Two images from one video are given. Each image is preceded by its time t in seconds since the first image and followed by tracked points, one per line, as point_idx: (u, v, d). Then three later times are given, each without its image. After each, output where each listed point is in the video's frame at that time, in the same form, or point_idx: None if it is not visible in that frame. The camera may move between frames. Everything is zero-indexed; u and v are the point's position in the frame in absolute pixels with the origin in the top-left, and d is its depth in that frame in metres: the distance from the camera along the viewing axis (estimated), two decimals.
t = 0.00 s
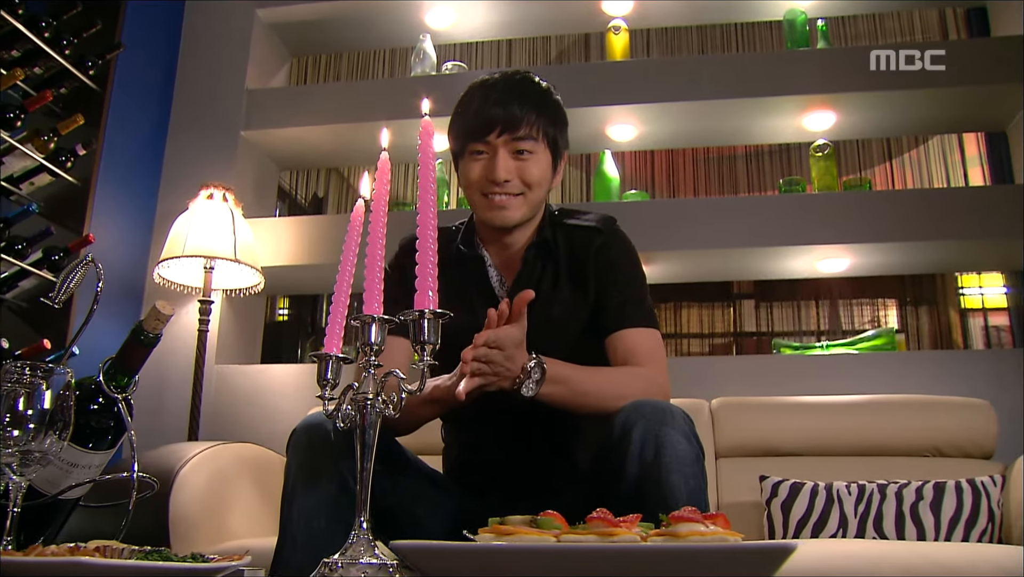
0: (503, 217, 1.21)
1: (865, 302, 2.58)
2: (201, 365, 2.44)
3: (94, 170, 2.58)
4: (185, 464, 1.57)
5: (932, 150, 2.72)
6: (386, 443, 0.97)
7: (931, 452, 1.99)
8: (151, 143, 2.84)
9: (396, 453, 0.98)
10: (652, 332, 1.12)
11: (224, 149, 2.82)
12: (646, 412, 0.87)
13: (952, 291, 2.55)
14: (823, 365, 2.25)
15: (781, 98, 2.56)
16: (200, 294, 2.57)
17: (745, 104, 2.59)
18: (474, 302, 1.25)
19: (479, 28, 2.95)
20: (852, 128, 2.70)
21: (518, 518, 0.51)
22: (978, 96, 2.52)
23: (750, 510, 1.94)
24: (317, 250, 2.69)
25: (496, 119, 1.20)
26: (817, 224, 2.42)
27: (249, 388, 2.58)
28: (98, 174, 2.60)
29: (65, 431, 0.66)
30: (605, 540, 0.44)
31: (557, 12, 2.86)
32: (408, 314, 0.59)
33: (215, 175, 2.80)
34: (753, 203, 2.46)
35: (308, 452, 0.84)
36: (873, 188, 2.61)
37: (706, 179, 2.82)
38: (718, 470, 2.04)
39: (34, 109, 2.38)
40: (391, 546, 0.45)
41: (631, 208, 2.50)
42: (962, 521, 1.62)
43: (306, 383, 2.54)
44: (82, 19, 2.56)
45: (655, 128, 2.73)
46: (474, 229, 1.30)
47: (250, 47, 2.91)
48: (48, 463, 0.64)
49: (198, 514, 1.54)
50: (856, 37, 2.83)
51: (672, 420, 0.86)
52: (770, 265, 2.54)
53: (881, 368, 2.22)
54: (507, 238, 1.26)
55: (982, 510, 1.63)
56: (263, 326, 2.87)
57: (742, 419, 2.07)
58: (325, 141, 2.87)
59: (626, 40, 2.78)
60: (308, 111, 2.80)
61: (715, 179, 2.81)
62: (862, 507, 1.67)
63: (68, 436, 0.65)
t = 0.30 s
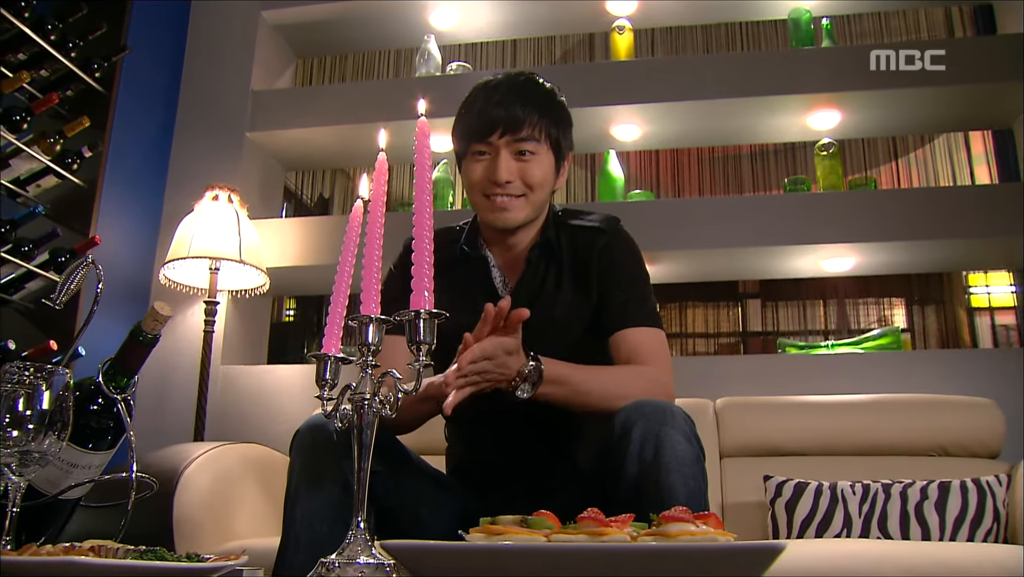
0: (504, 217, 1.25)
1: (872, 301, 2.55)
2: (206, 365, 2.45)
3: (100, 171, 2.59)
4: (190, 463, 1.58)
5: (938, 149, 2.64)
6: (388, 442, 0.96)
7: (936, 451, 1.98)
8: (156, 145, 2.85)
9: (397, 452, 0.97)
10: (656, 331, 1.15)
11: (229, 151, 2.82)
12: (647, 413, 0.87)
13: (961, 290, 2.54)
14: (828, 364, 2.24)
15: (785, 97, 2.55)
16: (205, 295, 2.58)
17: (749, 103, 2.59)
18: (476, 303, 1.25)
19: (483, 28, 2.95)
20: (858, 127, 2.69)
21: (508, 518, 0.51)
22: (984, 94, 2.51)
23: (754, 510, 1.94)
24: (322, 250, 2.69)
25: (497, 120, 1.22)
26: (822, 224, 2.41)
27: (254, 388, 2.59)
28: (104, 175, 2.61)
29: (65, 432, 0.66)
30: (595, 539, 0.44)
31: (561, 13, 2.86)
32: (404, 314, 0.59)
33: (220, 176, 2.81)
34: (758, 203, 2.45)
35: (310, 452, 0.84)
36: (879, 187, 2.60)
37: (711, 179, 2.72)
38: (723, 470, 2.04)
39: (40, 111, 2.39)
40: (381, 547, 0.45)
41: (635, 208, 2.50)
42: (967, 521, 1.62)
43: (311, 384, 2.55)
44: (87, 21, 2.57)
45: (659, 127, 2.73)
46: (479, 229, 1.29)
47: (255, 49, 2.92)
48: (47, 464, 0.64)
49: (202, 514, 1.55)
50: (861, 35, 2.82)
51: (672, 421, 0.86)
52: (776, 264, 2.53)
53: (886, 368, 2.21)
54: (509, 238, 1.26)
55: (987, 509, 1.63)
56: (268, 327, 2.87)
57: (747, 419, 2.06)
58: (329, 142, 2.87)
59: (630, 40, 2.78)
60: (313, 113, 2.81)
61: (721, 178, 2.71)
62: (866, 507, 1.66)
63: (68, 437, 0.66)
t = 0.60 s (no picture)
0: (508, 221, 1.19)
1: (876, 300, 2.58)
2: (212, 366, 2.45)
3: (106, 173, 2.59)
4: (196, 461, 1.59)
5: (945, 148, 2.70)
6: (386, 440, 0.99)
7: (943, 451, 1.97)
8: (163, 146, 2.86)
9: (397, 452, 0.99)
10: (662, 330, 1.10)
11: (236, 152, 2.84)
12: (651, 413, 0.87)
13: (969, 289, 2.54)
14: (834, 363, 2.24)
15: (791, 96, 2.54)
16: (211, 295, 2.59)
17: (755, 102, 2.58)
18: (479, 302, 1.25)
19: (488, 29, 2.95)
20: (863, 126, 2.69)
21: (500, 517, 0.51)
22: (992, 92, 2.50)
23: (759, 509, 1.94)
24: (329, 250, 2.70)
25: (502, 120, 1.18)
26: (829, 222, 2.40)
27: (261, 388, 2.59)
28: (110, 176, 2.61)
29: (63, 432, 0.67)
30: (585, 539, 0.44)
31: (566, 13, 2.86)
32: (400, 314, 0.59)
33: (227, 177, 2.82)
34: (764, 202, 2.45)
35: (309, 451, 0.84)
36: (885, 185, 2.60)
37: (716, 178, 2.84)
38: (727, 469, 2.04)
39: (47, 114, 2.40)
40: (372, 546, 0.45)
41: (642, 207, 2.50)
42: (972, 521, 1.61)
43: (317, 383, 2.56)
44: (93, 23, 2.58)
45: (664, 127, 2.73)
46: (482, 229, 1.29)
47: (261, 50, 2.93)
48: (47, 464, 0.65)
49: (207, 513, 1.56)
50: (867, 34, 2.81)
51: (676, 421, 0.86)
52: (782, 263, 2.53)
53: (892, 367, 2.20)
54: (513, 240, 1.24)
55: (993, 509, 1.62)
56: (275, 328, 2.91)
57: (752, 418, 2.06)
58: (335, 143, 2.88)
59: (635, 39, 2.77)
60: (319, 113, 2.81)
61: (725, 177, 2.83)
62: (871, 506, 1.66)
63: (66, 437, 0.66)
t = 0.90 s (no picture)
0: (504, 221, 1.19)
1: (884, 299, 2.57)
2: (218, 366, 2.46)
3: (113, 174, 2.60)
4: (200, 461, 1.60)
5: (953, 146, 2.70)
6: (394, 444, 0.98)
7: (949, 450, 1.97)
8: (170, 147, 2.87)
9: (405, 454, 0.99)
10: (664, 332, 1.10)
11: (242, 153, 2.84)
12: (653, 414, 0.87)
13: (980, 287, 2.52)
14: (840, 362, 2.23)
15: (796, 94, 2.53)
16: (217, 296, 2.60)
17: (760, 101, 2.57)
18: (480, 302, 1.26)
19: (494, 29, 2.95)
20: (870, 124, 2.68)
21: (490, 516, 0.51)
22: (1001, 89, 2.48)
23: (764, 509, 1.94)
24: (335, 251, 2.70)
25: (494, 121, 1.17)
26: (836, 221, 2.39)
27: (267, 389, 2.60)
28: (117, 178, 2.62)
29: (61, 432, 0.67)
30: (574, 538, 0.44)
31: (571, 13, 2.86)
32: (396, 314, 0.59)
33: (233, 178, 2.83)
34: (769, 201, 2.44)
35: (313, 452, 0.85)
36: (891, 183, 2.59)
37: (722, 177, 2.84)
38: (732, 469, 2.04)
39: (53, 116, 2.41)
40: (360, 544, 0.45)
41: (647, 207, 2.49)
42: (979, 520, 1.60)
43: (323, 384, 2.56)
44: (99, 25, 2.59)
45: (669, 126, 2.72)
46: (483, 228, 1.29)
47: (267, 52, 2.94)
48: (45, 464, 0.65)
49: (212, 514, 1.57)
50: (873, 31, 2.80)
51: (679, 423, 0.86)
52: (788, 263, 2.52)
53: (899, 366, 2.19)
54: (513, 240, 1.24)
55: (1000, 509, 1.61)
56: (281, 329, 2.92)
57: (758, 417, 2.05)
58: (341, 143, 2.89)
59: (640, 38, 2.76)
60: (325, 114, 2.82)
61: (732, 176, 2.83)
62: (877, 506, 1.65)
63: (64, 437, 0.67)
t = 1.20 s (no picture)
0: (503, 222, 1.19)
1: (891, 298, 2.56)
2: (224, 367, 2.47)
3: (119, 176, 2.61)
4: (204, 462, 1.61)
5: (961, 144, 2.69)
6: (395, 444, 0.97)
7: (956, 449, 1.96)
8: (176, 148, 2.88)
9: (404, 454, 0.98)
10: (663, 331, 1.10)
11: (248, 154, 2.85)
12: (654, 414, 0.87)
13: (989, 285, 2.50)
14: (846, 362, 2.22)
15: (802, 93, 2.52)
16: (223, 296, 2.61)
17: (766, 99, 2.57)
18: (481, 302, 1.26)
19: (498, 29, 2.95)
20: (875, 122, 2.67)
21: (480, 516, 0.51)
22: (1009, 86, 2.46)
23: (769, 509, 1.93)
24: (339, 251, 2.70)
25: (492, 121, 1.17)
26: (842, 219, 2.38)
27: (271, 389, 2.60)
28: (123, 179, 2.63)
29: (61, 431, 0.67)
30: (564, 539, 0.44)
31: (575, 14, 2.86)
32: (392, 313, 0.59)
33: (239, 179, 2.84)
34: (775, 199, 2.43)
35: (311, 453, 0.85)
36: (898, 182, 2.57)
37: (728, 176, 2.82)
38: (737, 468, 2.03)
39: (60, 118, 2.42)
40: (350, 544, 0.45)
41: (652, 206, 2.49)
42: (984, 519, 1.60)
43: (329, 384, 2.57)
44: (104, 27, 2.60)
45: (674, 125, 2.72)
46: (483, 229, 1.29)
47: (272, 53, 2.94)
48: (43, 464, 0.65)
49: (217, 514, 1.58)
50: (879, 29, 2.79)
51: (679, 422, 0.86)
52: (794, 262, 2.51)
53: (906, 365, 2.18)
54: (512, 240, 1.24)
55: (1006, 509, 1.60)
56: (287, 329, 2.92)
57: (763, 417, 2.05)
58: (346, 144, 2.89)
59: (645, 37, 2.76)
60: (329, 115, 2.82)
61: (737, 176, 2.82)
62: (882, 506, 1.65)
63: (63, 437, 0.67)
